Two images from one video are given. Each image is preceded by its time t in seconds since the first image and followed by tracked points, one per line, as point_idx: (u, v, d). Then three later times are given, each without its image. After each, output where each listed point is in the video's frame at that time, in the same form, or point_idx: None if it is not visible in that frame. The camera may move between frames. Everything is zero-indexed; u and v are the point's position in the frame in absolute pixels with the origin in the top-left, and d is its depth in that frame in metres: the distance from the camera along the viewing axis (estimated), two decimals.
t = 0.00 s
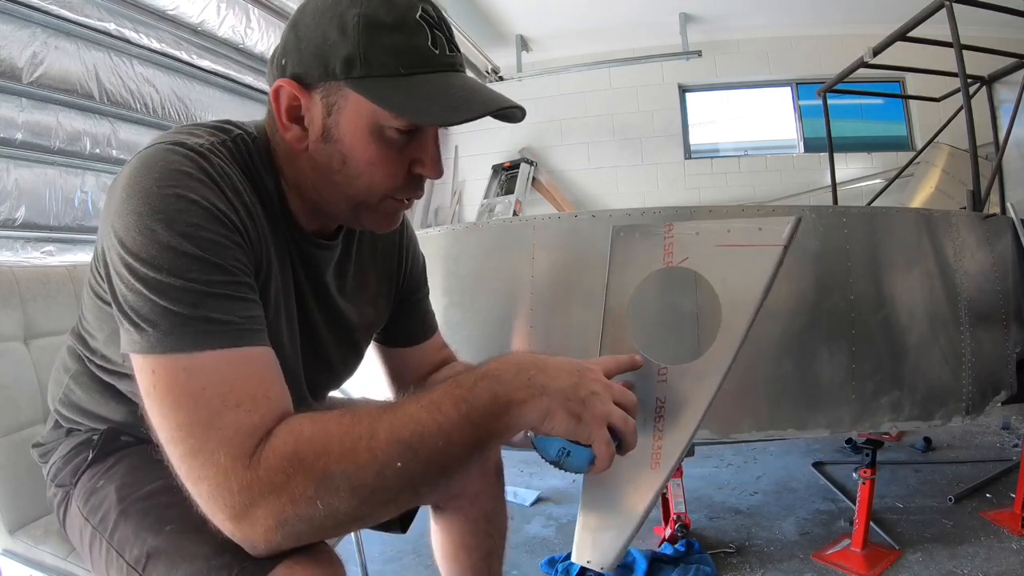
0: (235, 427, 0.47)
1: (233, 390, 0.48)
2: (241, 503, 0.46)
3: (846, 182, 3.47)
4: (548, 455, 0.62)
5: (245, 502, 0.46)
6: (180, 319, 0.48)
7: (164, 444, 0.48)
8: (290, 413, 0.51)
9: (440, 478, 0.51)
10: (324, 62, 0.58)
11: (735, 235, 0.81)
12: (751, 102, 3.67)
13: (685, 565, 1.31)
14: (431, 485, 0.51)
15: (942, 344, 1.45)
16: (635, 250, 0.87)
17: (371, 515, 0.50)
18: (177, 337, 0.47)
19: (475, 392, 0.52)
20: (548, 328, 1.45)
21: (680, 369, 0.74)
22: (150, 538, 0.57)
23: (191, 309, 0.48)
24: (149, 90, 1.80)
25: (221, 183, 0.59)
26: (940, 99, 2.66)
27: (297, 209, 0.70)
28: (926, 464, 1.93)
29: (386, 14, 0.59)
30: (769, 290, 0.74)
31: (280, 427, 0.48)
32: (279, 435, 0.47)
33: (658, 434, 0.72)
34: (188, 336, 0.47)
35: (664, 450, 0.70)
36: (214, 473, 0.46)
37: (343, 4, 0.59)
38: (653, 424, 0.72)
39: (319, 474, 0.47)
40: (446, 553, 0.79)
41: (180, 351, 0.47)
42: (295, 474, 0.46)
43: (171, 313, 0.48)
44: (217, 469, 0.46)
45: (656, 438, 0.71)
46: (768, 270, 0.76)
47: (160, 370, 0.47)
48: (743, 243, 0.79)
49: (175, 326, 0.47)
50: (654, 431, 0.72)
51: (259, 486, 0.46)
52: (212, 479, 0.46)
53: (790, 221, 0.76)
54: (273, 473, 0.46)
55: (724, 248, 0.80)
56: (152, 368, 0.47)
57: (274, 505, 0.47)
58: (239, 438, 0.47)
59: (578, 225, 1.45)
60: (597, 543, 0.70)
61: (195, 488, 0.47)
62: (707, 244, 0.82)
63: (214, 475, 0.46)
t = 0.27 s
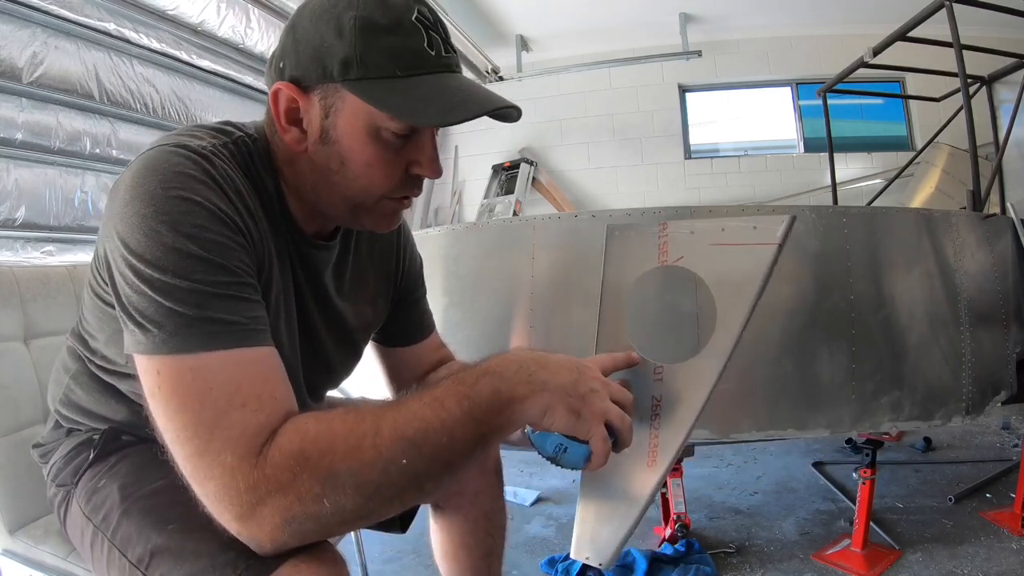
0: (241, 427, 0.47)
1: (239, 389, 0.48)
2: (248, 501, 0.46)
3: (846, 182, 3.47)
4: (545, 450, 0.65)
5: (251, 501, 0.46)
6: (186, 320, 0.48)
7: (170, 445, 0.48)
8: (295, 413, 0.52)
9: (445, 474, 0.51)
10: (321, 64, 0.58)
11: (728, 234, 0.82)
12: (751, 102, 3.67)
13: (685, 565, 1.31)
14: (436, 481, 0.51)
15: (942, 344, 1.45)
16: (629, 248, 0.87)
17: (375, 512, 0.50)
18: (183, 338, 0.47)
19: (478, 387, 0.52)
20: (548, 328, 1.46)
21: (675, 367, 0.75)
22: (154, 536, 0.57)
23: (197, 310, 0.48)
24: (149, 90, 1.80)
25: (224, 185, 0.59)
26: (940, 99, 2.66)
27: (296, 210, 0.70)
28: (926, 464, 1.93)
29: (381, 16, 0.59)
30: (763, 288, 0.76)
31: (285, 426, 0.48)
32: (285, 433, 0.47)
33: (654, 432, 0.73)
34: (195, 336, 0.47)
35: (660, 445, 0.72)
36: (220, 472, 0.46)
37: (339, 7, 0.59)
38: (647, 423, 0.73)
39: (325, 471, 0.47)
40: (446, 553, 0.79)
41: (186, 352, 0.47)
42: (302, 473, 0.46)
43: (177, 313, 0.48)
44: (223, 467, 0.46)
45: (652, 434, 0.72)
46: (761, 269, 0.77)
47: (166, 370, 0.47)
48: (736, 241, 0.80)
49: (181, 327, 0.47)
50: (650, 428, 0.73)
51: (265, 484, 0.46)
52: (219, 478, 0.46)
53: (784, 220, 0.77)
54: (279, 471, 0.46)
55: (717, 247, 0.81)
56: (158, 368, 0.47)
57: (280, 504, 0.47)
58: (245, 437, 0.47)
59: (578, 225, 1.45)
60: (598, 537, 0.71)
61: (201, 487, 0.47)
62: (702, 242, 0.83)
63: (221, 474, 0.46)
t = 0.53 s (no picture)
0: (248, 428, 0.47)
1: (246, 390, 0.48)
2: (253, 501, 0.46)
3: (846, 182, 3.47)
4: (550, 451, 0.64)
5: (257, 501, 0.46)
6: (192, 320, 0.48)
7: (176, 445, 0.48)
8: (301, 413, 0.52)
9: (449, 474, 0.51)
10: (319, 61, 0.58)
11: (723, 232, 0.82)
12: (751, 102, 3.67)
13: (686, 565, 1.31)
14: (440, 481, 0.51)
15: (942, 344, 1.45)
16: (625, 250, 0.88)
17: (380, 512, 0.50)
18: (190, 339, 0.47)
19: (481, 388, 0.52)
20: (548, 327, 1.45)
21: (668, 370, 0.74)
22: (155, 536, 0.57)
23: (203, 311, 0.48)
24: (149, 90, 1.80)
25: (229, 186, 0.59)
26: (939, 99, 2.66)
27: (299, 209, 0.70)
28: (926, 464, 1.92)
29: (378, 12, 0.59)
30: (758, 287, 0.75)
31: (292, 426, 0.48)
32: (291, 434, 0.47)
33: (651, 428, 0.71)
34: (201, 337, 0.47)
35: (657, 450, 0.70)
36: (226, 472, 0.46)
37: (336, 5, 0.59)
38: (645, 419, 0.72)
39: (330, 471, 0.47)
40: (447, 553, 0.79)
41: (193, 352, 0.47)
42: (308, 473, 0.46)
43: (183, 314, 0.48)
44: (229, 467, 0.46)
45: (650, 432, 0.71)
46: (756, 267, 0.76)
47: (172, 370, 0.47)
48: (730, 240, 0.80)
49: (187, 327, 0.47)
50: (647, 432, 0.71)
51: (271, 484, 0.46)
52: (225, 478, 0.46)
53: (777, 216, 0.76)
54: (286, 471, 0.46)
55: (712, 245, 0.81)
56: (164, 368, 0.47)
57: (286, 503, 0.47)
58: (252, 437, 0.47)
59: (577, 225, 1.45)
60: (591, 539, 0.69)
61: (207, 487, 0.47)
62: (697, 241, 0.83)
63: (226, 473, 0.46)
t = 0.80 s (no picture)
0: (245, 427, 0.47)
1: (243, 389, 0.48)
2: (250, 501, 0.46)
3: (846, 182, 3.47)
4: (533, 454, 0.64)
5: (253, 500, 0.46)
6: (191, 319, 0.48)
7: (173, 444, 0.48)
8: (299, 411, 0.52)
9: (445, 470, 0.51)
10: (321, 56, 0.58)
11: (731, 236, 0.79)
12: (751, 102, 3.67)
13: (686, 565, 1.31)
14: (436, 477, 0.51)
15: (942, 344, 1.45)
16: (632, 252, 0.84)
17: (377, 510, 0.50)
18: (188, 338, 0.47)
19: (475, 382, 0.52)
20: (548, 328, 1.45)
21: (679, 369, 0.75)
22: (155, 536, 0.57)
23: (202, 310, 0.48)
24: (149, 90, 1.80)
25: (230, 185, 0.59)
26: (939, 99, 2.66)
27: (300, 207, 0.70)
28: (926, 464, 1.92)
29: (379, 8, 0.59)
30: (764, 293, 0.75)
31: (288, 425, 0.48)
32: (287, 432, 0.47)
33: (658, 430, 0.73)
34: (199, 335, 0.47)
35: (664, 439, 0.72)
36: (223, 472, 0.46)
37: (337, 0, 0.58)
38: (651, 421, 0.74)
39: (326, 469, 0.47)
40: (446, 553, 0.79)
41: (190, 351, 0.47)
42: (304, 472, 0.46)
43: (182, 313, 0.48)
44: (226, 467, 0.46)
45: (656, 432, 0.73)
46: (762, 276, 0.75)
47: (170, 369, 0.47)
48: (738, 245, 0.77)
49: (186, 326, 0.47)
50: (654, 425, 0.73)
51: (268, 483, 0.46)
52: (220, 478, 0.46)
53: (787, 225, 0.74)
54: (282, 470, 0.46)
55: (721, 251, 0.78)
56: (162, 367, 0.47)
57: (282, 503, 0.47)
58: (248, 437, 0.47)
59: (578, 225, 1.45)
60: (598, 535, 0.72)
61: (203, 487, 0.47)
62: (705, 246, 0.79)
63: (223, 473, 0.46)
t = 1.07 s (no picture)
0: (242, 427, 0.47)
1: (241, 388, 0.48)
2: (247, 501, 0.46)
3: (846, 182, 3.47)
4: (510, 455, 0.62)
5: (251, 500, 0.46)
6: (191, 316, 0.48)
7: (171, 444, 0.48)
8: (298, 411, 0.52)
9: (443, 467, 0.51)
10: (329, 53, 0.58)
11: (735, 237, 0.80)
12: (751, 102, 3.67)
13: (685, 565, 1.31)
14: (434, 475, 0.51)
15: (942, 344, 1.45)
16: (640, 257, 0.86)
17: (375, 509, 0.50)
18: (187, 335, 0.47)
19: (473, 379, 0.52)
20: (548, 327, 1.46)
21: (681, 361, 0.74)
22: (153, 537, 0.57)
23: (202, 307, 0.48)
24: (149, 90, 1.80)
25: (228, 183, 0.59)
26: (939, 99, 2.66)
27: (300, 204, 0.70)
28: (926, 464, 1.92)
29: (388, 6, 0.59)
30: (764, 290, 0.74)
31: (285, 424, 0.48)
32: (284, 432, 0.47)
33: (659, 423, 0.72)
34: (198, 333, 0.47)
35: (664, 435, 0.71)
36: (220, 472, 0.46)
37: None
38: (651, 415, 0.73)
39: (323, 467, 0.47)
40: (446, 553, 0.79)
41: (189, 349, 0.47)
42: (302, 471, 0.46)
43: (182, 310, 0.48)
44: (223, 467, 0.46)
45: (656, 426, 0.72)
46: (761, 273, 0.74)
47: (169, 367, 0.47)
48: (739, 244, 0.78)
49: (185, 323, 0.47)
50: (654, 417, 0.72)
51: (265, 483, 0.46)
52: (218, 478, 0.46)
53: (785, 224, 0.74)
54: (279, 470, 0.46)
55: (722, 249, 0.79)
56: (162, 365, 0.47)
57: (280, 502, 0.46)
58: (246, 437, 0.47)
59: (578, 225, 1.45)
60: (590, 533, 0.71)
61: (201, 487, 0.47)
62: (709, 246, 0.81)
63: (220, 473, 0.46)
